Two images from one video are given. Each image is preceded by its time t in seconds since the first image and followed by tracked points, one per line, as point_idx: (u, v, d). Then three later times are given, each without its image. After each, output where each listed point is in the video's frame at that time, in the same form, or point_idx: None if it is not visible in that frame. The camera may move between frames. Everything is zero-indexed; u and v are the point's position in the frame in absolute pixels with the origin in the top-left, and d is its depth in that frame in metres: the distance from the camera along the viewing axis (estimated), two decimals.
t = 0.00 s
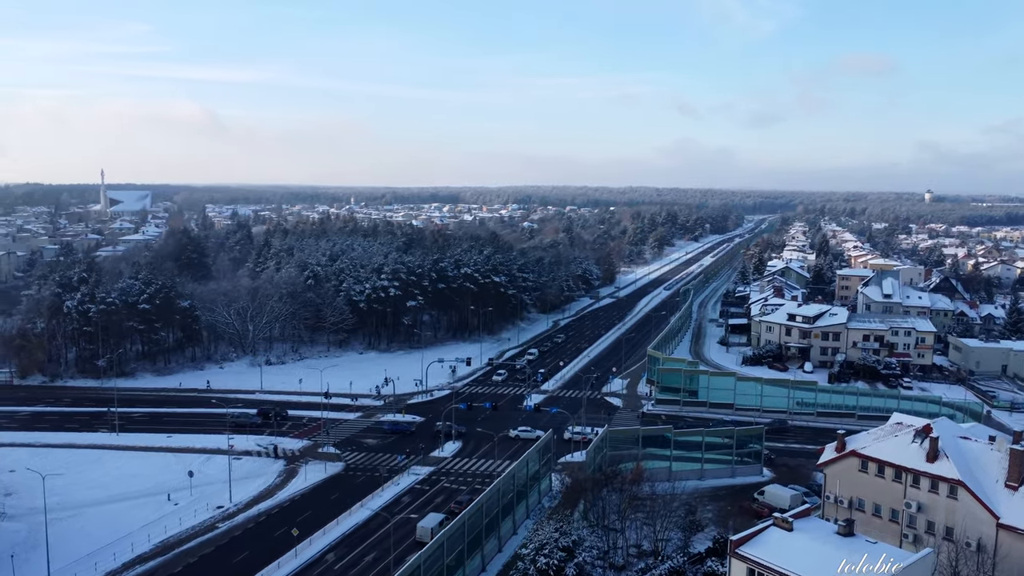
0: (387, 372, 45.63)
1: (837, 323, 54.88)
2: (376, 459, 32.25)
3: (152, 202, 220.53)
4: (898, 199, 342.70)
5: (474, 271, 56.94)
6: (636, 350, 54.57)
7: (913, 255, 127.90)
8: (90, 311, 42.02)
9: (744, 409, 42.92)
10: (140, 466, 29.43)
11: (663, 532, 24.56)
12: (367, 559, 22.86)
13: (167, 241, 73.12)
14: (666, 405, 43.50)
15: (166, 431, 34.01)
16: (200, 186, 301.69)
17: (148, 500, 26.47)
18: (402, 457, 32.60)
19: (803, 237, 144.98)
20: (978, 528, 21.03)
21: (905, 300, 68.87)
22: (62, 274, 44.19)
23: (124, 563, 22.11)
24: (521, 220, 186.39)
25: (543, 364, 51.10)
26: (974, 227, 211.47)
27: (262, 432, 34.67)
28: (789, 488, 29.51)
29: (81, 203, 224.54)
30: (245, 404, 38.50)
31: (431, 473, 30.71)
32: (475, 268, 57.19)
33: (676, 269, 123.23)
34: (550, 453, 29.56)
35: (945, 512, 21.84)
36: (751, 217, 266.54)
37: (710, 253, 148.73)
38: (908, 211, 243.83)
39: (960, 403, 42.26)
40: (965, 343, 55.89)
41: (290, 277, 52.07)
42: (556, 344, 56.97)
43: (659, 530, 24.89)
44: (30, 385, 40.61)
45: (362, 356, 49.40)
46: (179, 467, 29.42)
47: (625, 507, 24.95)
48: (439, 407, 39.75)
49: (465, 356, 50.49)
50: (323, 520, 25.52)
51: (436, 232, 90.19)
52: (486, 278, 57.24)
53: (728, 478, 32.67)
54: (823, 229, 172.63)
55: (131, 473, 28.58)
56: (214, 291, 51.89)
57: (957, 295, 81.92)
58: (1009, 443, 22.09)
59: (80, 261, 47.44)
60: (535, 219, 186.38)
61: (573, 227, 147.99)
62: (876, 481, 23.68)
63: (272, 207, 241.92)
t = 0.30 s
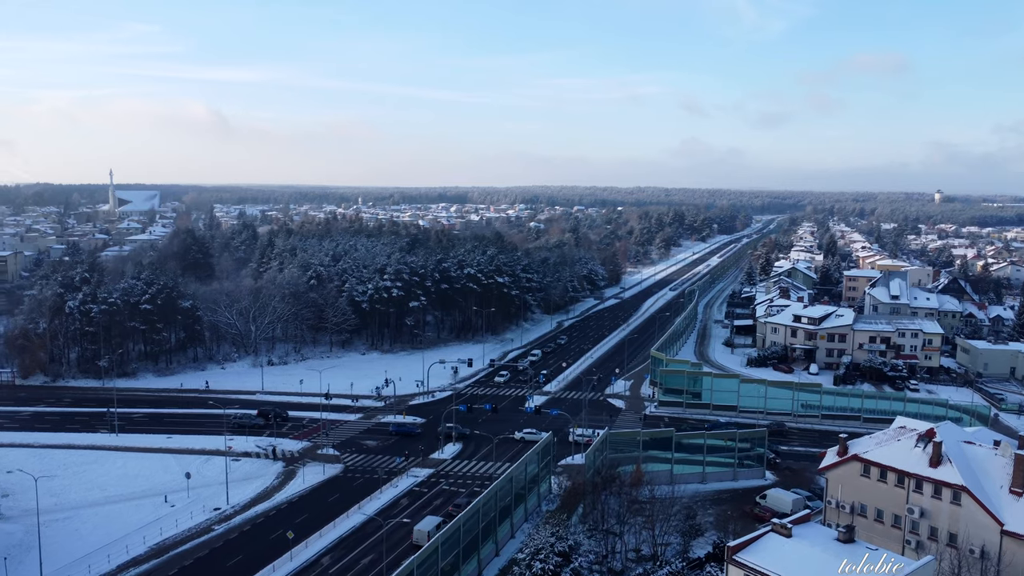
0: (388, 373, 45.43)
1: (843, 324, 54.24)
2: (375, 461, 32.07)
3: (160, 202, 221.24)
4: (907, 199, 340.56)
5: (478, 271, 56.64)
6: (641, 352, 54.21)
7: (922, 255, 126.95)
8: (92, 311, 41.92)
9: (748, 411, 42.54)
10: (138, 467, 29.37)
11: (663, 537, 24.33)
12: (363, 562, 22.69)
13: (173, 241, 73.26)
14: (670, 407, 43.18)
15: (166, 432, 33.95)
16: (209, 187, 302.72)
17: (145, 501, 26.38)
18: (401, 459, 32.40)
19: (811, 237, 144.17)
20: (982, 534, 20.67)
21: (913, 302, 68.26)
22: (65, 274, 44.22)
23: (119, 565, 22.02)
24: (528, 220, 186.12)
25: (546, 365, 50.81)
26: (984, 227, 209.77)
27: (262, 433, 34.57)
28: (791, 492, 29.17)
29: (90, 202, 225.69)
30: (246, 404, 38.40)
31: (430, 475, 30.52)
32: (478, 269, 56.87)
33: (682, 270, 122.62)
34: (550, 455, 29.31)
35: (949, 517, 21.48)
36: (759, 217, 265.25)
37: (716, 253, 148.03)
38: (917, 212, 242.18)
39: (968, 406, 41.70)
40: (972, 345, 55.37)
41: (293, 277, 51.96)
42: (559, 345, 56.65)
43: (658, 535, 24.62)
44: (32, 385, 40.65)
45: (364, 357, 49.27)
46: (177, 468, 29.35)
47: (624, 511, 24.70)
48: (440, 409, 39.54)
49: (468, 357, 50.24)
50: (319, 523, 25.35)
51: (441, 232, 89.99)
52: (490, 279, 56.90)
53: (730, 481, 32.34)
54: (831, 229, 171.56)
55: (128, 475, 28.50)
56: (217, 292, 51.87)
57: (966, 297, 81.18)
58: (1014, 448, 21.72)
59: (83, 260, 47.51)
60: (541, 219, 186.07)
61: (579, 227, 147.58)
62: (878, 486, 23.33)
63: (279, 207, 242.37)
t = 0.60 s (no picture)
0: (390, 374, 45.24)
1: (849, 326, 53.86)
2: (373, 462, 31.88)
3: (168, 202, 221.81)
4: (917, 199, 338.47)
5: (481, 272, 56.34)
6: (644, 354, 53.88)
7: (931, 257, 125.97)
8: (93, 311, 41.92)
9: (752, 413, 42.14)
10: (136, 468, 29.30)
11: (662, 541, 24.09)
12: (358, 566, 22.50)
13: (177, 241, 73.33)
14: (672, 410, 42.84)
15: (165, 433, 33.87)
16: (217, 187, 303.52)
17: (141, 503, 26.29)
18: (399, 461, 32.19)
19: (819, 238, 143.33)
20: (985, 541, 20.31)
21: (920, 303, 67.63)
22: (67, 274, 44.21)
23: (113, 567, 21.91)
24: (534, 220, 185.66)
25: (549, 366, 50.53)
26: (994, 228, 208.10)
27: (262, 434, 34.46)
28: (793, 496, 28.83)
29: (98, 202, 226.50)
30: (245, 405, 38.28)
31: (429, 477, 30.31)
32: (482, 270, 56.56)
33: (689, 270, 122.06)
34: (549, 457, 29.08)
35: (952, 524, 21.12)
36: (766, 218, 263.91)
37: (723, 254, 147.32)
38: (926, 212, 240.49)
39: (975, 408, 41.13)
40: (980, 347, 54.77)
41: (295, 278, 51.83)
42: (562, 346, 56.34)
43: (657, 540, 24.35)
44: (33, 385, 40.69)
45: (366, 358, 49.14)
46: (175, 469, 29.26)
47: (622, 516, 24.43)
48: (440, 410, 39.33)
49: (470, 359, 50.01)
50: (315, 526, 25.19)
51: (446, 232, 89.74)
52: (493, 279, 56.57)
53: (732, 485, 32.00)
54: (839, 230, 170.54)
55: (125, 476, 28.40)
56: (219, 292, 51.81)
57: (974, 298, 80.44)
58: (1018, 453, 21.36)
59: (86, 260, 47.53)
60: (548, 220, 185.64)
61: (586, 227, 147.10)
62: (880, 491, 22.98)
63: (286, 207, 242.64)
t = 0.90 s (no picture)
0: (388, 374, 45.05)
1: (851, 327, 53.42)
2: (369, 464, 31.67)
3: (172, 202, 221.90)
4: (923, 199, 337.05)
5: (481, 272, 56.08)
6: (645, 355, 53.57)
7: (936, 257, 125.21)
8: (91, 311, 41.86)
9: (752, 415, 41.79)
10: (130, 468, 29.17)
11: (658, 545, 23.86)
12: (350, 569, 22.28)
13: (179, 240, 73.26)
14: (672, 411, 42.52)
15: (161, 433, 33.75)
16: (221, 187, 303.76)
17: (134, 504, 26.14)
18: (395, 463, 31.95)
19: (824, 238, 142.66)
20: (986, 547, 19.98)
21: (924, 304, 67.13)
22: (65, 274, 44.10)
23: (103, 569, 21.74)
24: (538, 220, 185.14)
25: (549, 367, 50.26)
26: (1000, 229, 206.94)
27: (258, 434, 34.29)
28: (793, 499, 28.52)
29: (103, 202, 226.73)
30: (242, 405, 38.12)
31: (424, 479, 30.09)
32: (482, 270, 56.29)
33: (693, 271, 121.60)
34: (545, 460, 28.88)
35: (951, 529, 20.83)
36: (771, 218, 263.12)
37: (727, 254, 146.78)
38: (932, 213, 239.38)
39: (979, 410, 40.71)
40: (984, 348, 54.29)
41: (295, 278, 51.66)
42: (562, 347, 56.07)
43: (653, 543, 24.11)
44: (30, 385, 40.60)
45: (365, 358, 48.97)
46: (169, 470, 29.12)
47: (617, 519, 24.18)
48: (438, 411, 39.12)
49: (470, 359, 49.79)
50: (308, 528, 24.98)
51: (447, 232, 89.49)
52: (493, 279, 56.30)
53: (731, 488, 31.69)
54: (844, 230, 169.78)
55: (119, 476, 28.30)
56: (218, 292, 51.68)
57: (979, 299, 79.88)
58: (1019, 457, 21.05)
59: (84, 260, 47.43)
60: (552, 220, 185.19)
61: (589, 227, 146.64)
62: (878, 495, 22.67)
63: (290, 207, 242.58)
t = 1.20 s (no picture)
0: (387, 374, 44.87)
1: (855, 328, 52.99)
2: (365, 465, 31.47)
3: (177, 202, 222.11)
4: (930, 199, 335.43)
5: (482, 272, 55.80)
6: (646, 355, 53.27)
7: (943, 258, 124.37)
8: (90, 310, 41.82)
9: (753, 416, 41.46)
10: (126, 468, 29.07)
11: (654, 548, 23.64)
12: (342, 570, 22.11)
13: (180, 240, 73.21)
14: (673, 412, 42.22)
15: (157, 433, 33.64)
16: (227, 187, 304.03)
17: (128, 505, 26.01)
18: (392, 463, 31.77)
19: (830, 239, 141.95)
20: (986, 552, 19.66)
21: (929, 305, 66.60)
22: (64, 273, 44.04)
23: (94, 570, 21.61)
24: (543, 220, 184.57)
25: (550, 367, 50.00)
26: (1008, 229, 205.66)
27: (255, 434, 34.14)
28: (793, 502, 28.21)
29: (109, 202, 227.10)
30: (240, 405, 38.00)
31: (421, 480, 29.89)
32: (483, 269, 56.02)
33: (697, 271, 121.14)
34: (542, 461, 28.65)
35: (951, 533, 20.50)
36: (777, 218, 262.07)
37: (733, 254, 146.18)
38: (939, 213, 238.05)
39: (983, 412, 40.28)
40: (990, 350, 53.78)
41: (295, 277, 51.54)
42: (564, 347, 55.81)
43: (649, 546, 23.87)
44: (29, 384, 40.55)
45: (365, 358, 48.84)
46: (164, 471, 28.98)
47: (613, 522, 23.93)
48: (437, 411, 38.92)
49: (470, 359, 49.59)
50: (302, 529, 24.81)
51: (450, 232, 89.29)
52: (494, 279, 56.05)
53: (730, 490, 31.40)
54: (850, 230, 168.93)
55: (114, 476, 28.18)
56: (218, 292, 51.59)
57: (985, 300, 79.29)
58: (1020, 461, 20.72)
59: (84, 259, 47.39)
60: (557, 220, 184.74)
61: (594, 227, 146.22)
62: (877, 499, 22.35)
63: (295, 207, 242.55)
